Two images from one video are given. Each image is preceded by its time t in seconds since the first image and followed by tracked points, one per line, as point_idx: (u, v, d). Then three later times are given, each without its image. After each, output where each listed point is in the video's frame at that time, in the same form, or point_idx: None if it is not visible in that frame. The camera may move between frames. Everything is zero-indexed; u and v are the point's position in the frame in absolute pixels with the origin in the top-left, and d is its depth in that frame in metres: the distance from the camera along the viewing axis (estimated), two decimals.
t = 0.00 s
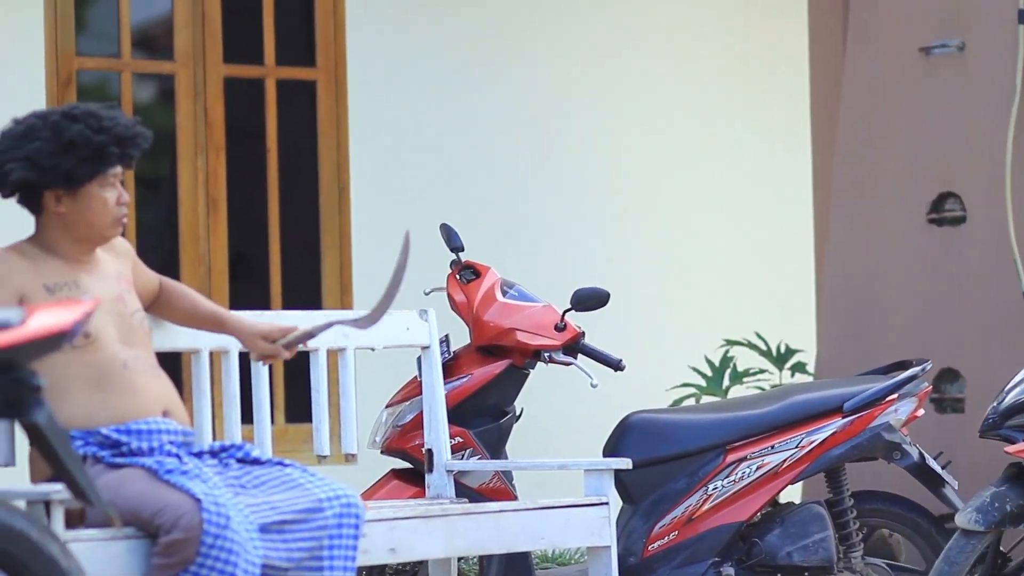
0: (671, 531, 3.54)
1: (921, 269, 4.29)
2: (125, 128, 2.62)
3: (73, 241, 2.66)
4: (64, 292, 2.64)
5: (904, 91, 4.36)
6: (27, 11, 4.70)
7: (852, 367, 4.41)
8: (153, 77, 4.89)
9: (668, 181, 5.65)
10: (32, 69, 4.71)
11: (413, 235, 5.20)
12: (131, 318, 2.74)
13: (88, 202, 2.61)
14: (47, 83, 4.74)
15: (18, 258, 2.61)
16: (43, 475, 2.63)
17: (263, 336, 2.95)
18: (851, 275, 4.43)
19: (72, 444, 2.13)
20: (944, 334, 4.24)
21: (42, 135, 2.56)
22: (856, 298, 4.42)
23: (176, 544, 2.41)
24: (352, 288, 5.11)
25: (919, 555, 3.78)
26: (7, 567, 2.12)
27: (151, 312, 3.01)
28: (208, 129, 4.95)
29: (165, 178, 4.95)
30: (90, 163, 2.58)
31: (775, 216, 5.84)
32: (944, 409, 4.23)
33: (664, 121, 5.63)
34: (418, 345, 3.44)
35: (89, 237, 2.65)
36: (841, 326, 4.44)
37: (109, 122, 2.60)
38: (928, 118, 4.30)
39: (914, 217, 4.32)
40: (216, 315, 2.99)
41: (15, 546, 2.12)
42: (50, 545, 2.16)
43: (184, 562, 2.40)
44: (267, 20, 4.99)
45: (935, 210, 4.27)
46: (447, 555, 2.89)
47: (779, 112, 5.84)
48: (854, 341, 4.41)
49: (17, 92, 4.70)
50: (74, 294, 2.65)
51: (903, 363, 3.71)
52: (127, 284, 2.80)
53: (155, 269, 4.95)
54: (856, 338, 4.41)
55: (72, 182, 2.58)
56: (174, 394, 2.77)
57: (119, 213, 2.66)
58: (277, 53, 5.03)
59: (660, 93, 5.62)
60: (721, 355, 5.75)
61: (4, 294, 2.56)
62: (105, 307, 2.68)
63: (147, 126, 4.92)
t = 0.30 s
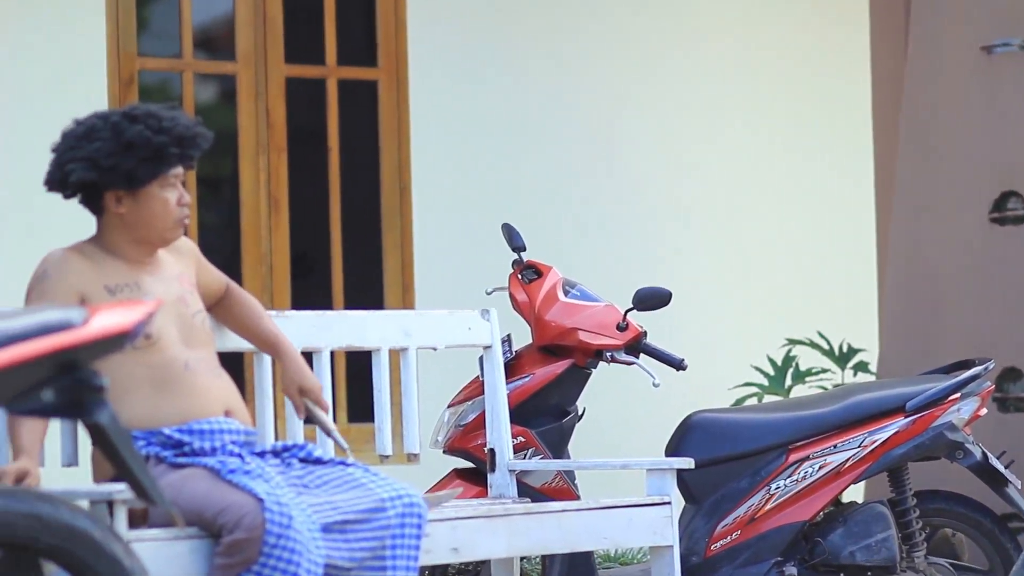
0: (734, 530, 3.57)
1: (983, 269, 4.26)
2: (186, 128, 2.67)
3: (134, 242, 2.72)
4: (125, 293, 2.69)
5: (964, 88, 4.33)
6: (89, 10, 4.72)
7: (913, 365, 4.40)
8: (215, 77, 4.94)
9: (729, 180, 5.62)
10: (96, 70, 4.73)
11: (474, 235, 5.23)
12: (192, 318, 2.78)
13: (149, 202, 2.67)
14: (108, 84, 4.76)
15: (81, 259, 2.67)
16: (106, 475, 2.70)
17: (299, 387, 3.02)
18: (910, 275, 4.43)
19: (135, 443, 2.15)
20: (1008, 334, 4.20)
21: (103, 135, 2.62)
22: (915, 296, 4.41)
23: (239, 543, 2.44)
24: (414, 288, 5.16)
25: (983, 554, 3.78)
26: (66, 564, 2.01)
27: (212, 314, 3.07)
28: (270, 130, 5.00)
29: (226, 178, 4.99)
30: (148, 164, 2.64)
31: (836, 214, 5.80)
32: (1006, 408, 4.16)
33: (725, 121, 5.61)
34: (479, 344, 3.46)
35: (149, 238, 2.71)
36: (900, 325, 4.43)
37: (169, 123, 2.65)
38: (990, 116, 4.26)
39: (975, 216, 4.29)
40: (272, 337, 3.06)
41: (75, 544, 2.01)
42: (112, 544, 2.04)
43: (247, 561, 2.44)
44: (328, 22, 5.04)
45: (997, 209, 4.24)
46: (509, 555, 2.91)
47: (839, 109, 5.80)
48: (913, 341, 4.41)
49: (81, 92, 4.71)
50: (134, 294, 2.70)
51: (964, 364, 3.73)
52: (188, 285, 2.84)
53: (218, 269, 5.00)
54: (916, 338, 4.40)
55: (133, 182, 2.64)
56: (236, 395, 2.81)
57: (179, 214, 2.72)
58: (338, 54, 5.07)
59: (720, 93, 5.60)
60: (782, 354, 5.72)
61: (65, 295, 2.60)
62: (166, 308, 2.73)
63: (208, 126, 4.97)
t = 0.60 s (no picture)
0: (778, 532, 3.58)
1: None
2: (233, 132, 2.69)
3: (180, 246, 2.76)
4: (170, 295, 2.73)
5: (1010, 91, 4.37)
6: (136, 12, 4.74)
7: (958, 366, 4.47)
8: (261, 80, 4.99)
9: (774, 182, 5.59)
10: (143, 71, 4.75)
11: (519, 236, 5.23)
12: (237, 320, 2.81)
13: (195, 206, 2.70)
14: (155, 86, 4.79)
15: (127, 262, 2.71)
16: (151, 477, 2.74)
17: (364, 348, 2.98)
18: (957, 277, 4.50)
19: (179, 445, 2.17)
20: None
21: (150, 140, 2.65)
22: (960, 297, 4.48)
23: (284, 546, 2.46)
24: (458, 288, 5.15)
25: None
26: (110, 566, 2.01)
27: (257, 314, 3.09)
28: (315, 131, 5.03)
29: (272, 180, 5.05)
30: (196, 168, 2.66)
31: (882, 216, 5.76)
32: None
33: (770, 122, 5.58)
34: (523, 346, 3.47)
35: (195, 241, 2.75)
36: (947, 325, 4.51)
37: (215, 127, 2.67)
38: None
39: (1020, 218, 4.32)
40: (322, 318, 3.05)
41: (120, 546, 2.01)
42: (158, 546, 2.05)
43: (292, 563, 2.46)
44: (373, 24, 5.07)
45: None
46: (554, 556, 2.92)
47: (884, 110, 5.76)
48: (959, 341, 4.47)
49: (129, 93, 4.73)
50: (179, 296, 2.74)
51: (1009, 365, 3.69)
52: (233, 286, 2.88)
53: (263, 271, 5.03)
54: (961, 339, 4.47)
55: (179, 187, 2.66)
56: (281, 396, 2.84)
57: (225, 217, 2.75)
58: (383, 56, 5.10)
59: (766, 94, 5.58)
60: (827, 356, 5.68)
61: (112, 296, 2.65)
62: (211, 310, 2.76)
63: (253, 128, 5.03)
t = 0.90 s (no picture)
0: (783, 532, 3.58)
1: None
2: (238, 131, 2.70)
3: (183, 246, 2.76)
4: (175, 295, 2.73)
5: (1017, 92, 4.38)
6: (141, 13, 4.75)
7: (963, 365, 4.49)
8: (265, 80, 4.99)
9: (779, 181, 5.59)
10: (148, 71, 4.76)
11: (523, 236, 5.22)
12: (241, 321, 2.82)
13: (200, 205, 2.72)
14: (160, 87, 4.79)
15: (131, 261, 2.71)
16: (155, 477, 2.75)
17: (359, 376, 2.99)
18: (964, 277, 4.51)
19: (184, 446, 2.15)
20: None
21: (155, 139, 2.66)
22: (965, 296, 4.49)
23: (287, 546, 2.45)
24: (463, 288, 5.16)
25: None
26: (114, 566, 2.01)
27: (263, 315, 3.13)
28: (320, 131, 5.04)
29: (277, 180, 5.05)
30: (199, 167, 2.67)
31: (886, 215, 5.76)
32: None
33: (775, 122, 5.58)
34: (528, 346, 3.47)
35: (200, 241, 2.75)
36: (953, 325, 4.52)
37: (221, 126, 2.68)
38: None
39: None
40: (325, 335, 3.08)
41: (125, 546, 2.01)
42: (162, 546, 2.05)
43: (296, 563, 2.45)
44: (378, 23, 5.07)
45: None
46: (558, 556, 2.92)
47: (888, 109, 5.76)
48: (965, 341, 4.49)
49: (133, 94, 4.73)
50: (184, 297, 2.74)
51: (1013, 365, 3.69)
52: (237, 287, 2.89)
53: (268, 271, 5.03)
54: (967, 339, 4.49)
55: (184, 185, 2.68)
56: (285, 397, 2.85)
57: (230, 216, 2.76)
58: (388, 54, 5.10)
59: (771, 94, 5.58)
60: (831, 356, 5.68)
61: (117, 296, 2.64)
62: (216, 310, 2.77)
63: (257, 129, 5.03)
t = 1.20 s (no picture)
0: (805, 530, 3.57)
1: None
2: (254, 127, 2.73)
3: (204, 244, 2.78)
4: (195, 294, 2.74)
5: None
6: (163, 12, 4.77)
7: (987, 363, 4.47)
8: (287, 79, 5.01)
9: (802, 179, 5.57)
10: (170, 71, 4.78)
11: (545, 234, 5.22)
12: (263, 320, 2.83)
13: (218, 202, 2.73)
14: (181, 86, 4.82)
15: (151, 260, 2.72)
16: (178, 476, 2.77)
17: (381, 365, 3.04)
18: (988, 274, 4.49)
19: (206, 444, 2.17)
20: None
21: (171, 137, 2.69)
22: (990, 294, 4.48)
23: (309, 544, 2.45)
24: (484, 287, 5.17)
25: None
26: (136, 565, 2.02)
27: (283, 313, 3.15)
28: (341, 130, 5.05)
29: (298, 177, 5.05)
30: (218, 163, 2.69)
31: (909, 214, 5.74)
32: None
33: (797, 120, 5.57)
34: (550, 344, 3.48)
35: (220, 238, 2.77)
36: (978, 323, 4.51)
37: (237, 123, 2.71)
38: None
39: None
40: (350, 323, 3.09)
41: (147, 544, 2.02)
42: (185, 544, 2.05)
43: (319, 561, 2.45)
44: (399, 22, 5.10)
45: None
46: (579, 555, 2.92)
47: (910, 107, 5.73)
48: (989, 340, 4.48)
49: (156, 93, 4.76)
50: (204, 296, 2.75)
51: None
52: (258, 286, 2.90)
53: (289, 269, 5.04)
54: (991, 337, 4.47)
55: (202, 183, 2.70)
56: (307, 395, 2.87)
57: (249, 213, 2.78)
58: (409, 54, 5.12)
59: (794, 91, 5.56)
60: (853, 355, 5.67)
61: (138, 296, 2.66)
62: (236, 309, 2.78)
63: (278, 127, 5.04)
